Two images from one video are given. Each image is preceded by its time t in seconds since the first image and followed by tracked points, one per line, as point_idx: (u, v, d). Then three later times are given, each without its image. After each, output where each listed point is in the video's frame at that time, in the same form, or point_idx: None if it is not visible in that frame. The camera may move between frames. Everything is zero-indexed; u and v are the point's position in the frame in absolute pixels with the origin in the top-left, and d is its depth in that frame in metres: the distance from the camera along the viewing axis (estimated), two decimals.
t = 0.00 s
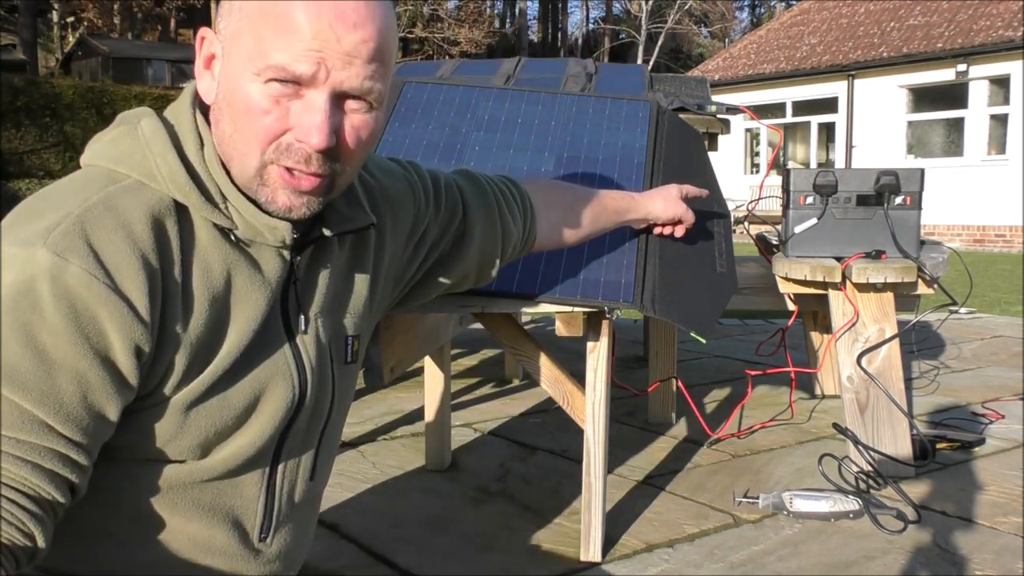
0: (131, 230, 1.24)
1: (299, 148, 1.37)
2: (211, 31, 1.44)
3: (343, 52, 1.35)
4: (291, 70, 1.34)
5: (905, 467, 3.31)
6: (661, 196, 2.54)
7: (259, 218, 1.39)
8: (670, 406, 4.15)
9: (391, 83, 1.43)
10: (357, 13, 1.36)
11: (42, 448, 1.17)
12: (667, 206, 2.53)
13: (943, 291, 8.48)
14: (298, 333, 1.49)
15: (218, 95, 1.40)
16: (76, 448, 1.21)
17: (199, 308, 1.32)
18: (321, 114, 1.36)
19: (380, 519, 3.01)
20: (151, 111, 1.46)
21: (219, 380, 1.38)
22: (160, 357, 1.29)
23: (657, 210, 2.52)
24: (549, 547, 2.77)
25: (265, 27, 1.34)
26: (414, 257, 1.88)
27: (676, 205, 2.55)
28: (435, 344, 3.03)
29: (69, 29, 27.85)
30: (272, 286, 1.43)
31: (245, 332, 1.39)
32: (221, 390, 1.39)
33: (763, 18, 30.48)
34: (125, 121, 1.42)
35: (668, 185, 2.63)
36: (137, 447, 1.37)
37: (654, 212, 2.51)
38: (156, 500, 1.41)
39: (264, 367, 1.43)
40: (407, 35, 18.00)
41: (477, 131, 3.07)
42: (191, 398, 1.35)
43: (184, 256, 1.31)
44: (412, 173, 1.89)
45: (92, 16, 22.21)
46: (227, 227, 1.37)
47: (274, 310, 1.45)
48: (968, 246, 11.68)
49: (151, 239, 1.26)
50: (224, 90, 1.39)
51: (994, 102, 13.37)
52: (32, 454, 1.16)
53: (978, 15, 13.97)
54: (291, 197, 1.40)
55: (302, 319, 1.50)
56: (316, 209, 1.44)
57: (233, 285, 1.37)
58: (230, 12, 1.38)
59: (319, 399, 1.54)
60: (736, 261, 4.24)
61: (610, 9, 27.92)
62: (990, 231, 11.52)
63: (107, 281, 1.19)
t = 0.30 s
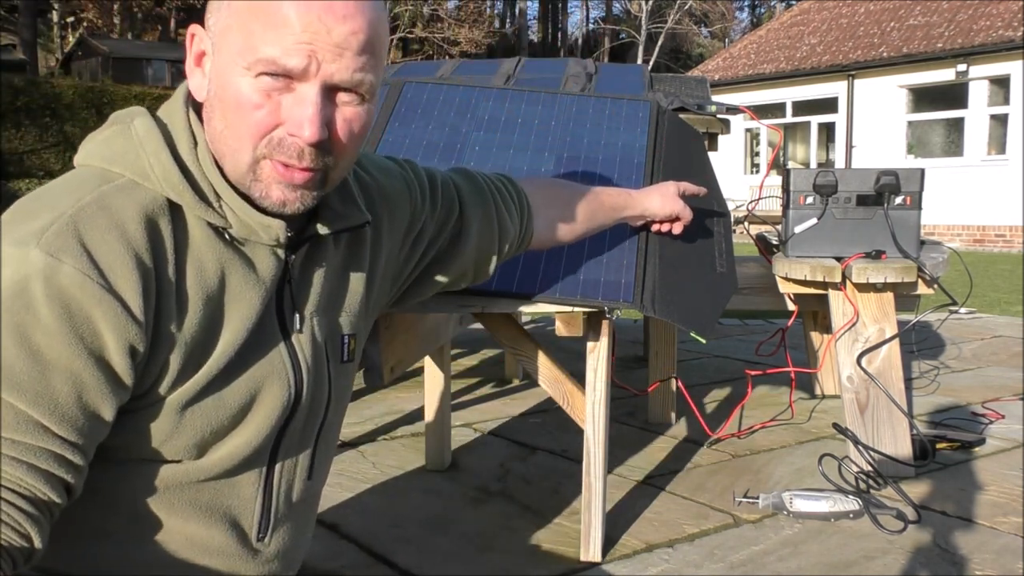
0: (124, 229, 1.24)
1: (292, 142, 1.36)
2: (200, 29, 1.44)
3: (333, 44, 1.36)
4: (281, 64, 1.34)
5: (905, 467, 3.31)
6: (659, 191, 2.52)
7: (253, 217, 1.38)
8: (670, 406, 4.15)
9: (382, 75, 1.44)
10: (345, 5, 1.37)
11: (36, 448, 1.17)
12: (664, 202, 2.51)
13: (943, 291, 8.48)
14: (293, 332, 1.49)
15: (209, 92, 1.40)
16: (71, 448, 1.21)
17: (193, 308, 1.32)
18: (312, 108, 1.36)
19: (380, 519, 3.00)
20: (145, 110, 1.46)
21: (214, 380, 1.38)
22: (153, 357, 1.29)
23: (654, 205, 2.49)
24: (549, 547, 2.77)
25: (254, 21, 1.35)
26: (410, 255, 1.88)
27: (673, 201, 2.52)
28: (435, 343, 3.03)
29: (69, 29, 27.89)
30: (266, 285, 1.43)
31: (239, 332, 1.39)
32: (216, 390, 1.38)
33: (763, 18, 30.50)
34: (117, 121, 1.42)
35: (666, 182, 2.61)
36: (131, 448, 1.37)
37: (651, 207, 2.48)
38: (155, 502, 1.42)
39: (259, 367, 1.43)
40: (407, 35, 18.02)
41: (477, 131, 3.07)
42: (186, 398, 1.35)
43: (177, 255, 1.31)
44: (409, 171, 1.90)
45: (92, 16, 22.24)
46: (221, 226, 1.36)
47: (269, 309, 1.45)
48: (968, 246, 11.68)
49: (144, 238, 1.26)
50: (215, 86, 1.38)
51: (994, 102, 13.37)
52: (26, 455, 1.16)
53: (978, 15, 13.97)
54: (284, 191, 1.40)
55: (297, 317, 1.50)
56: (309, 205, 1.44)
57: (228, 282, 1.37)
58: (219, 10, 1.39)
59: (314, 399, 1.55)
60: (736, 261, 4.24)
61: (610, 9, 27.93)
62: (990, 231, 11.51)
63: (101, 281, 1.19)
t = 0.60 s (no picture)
0: (94, 218, 1.29)
1: (306, 108, 1.42)
2: None
3: (357, 18, 1.44)
4: (307, 31, 1.41)
5: (905, 467, 3.31)
6: (651, 187, 2.40)
7: (229, 203, 1.42)
8: (670, 406, 4.15)
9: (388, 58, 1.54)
10: None
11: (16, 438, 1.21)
12: (657, 197, 2.39)
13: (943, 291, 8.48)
14: (271, 323, 1.53)
15: (218, 57, 1.44)
16: (52, 439, 1.25)
17: (168, 296, 1.36)
18: (329, 77, 1.43)
19: (379, 519, 3.01)
20: (118, 99, 1.50)
21: (192, 372, 1.41)
22: (129, 346, 1.33)
23: (647, 200, 2.37)
24: (549, 547, 2.77)
25: None
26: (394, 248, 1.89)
27: (668, 197, 2.41)
28: (436, 343, 3.03)
29: (69, 29, 27.89)
30: (243, 271, 1.47)
31: (216, 320, 1.43)
32: (195, 381, 1.42)
33: (763, 18, 30.49)
34: (90, 110, 1.46)
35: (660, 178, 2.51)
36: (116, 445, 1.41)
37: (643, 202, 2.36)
38: (140, 500, 1.44)
39: (239, 359, 1.48)
40: (407, 35, 18.00)
41: (477, 132, 3.07)
42: (166, 390, 1.39)
43: (150, 245, 1.35)
44: (395, 164, 1.91)
45: (92, 16, 22.23)
46: (194, 212, 1.41)
47: (249, 302, 1.51)
48: (968, 247, 11.66)
49: (115, 226, 1.31)
50: (227, 50, 1.43)
51: (994, 102, 13.37)
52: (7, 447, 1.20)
53: (978, 14, 13.97)
54: (288, 160, 1.45)
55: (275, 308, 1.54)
56: (306, 180, 1.49)
57: (204, 270, 1.42)
58: None
59: (298, 391, 1.58)
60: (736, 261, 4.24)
61: (610, 9, 27.93)
62: (990, 231, 11.49)
63: (72, 268, 1.23)
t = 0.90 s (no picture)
0: (53, 215, 1.25)
1: (272, 102, 1.38)
2: None
3: (323, 8, 1.39)
4: (270, 24, 1.35)
5: (905, 467, 3.31)
6: (638, 179, 2.37)
7: (193, 198, 1.39)
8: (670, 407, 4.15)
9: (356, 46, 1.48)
10: None
11: None
12: (643, 187, 2.35)
13: (943, 291, 8.47)
14: (245, 317, 1.50)
15: (180, 51, 1.39)
16: (25, 439, 1.23)
17: (134, 293, 1.33)
18: (296, 69, 1.38)
19: (378, 519, 3.00)
20: (80, 97, 1.45)
21: (162, 369, 1.38)
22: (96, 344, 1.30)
23: (633, 191, 2.33)
24: (549, 547, 2.77)
25: None
26: (372, 242, 1.86)
27: (654, 187, 2.37)
28: (436, 342, 3.03)
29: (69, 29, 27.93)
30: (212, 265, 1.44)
31: (185, 316, 1.39)
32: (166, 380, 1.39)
33: (762, 18, 30.50)
34: (50, 109, 1.41)
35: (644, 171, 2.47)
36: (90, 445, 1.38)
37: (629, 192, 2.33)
38: (118, 500, 1.42)
39: (210, 355, 1.44)
40: (408, 35, 18.03)
41: (477, 132, 3.07)
42: (136, 389, 1.36)
43: (114, 240, 1.31)
44: (370, 156, 1.89)
45: (92, 17, 22.27)
46: (158, 208, 1.36)
47: (220, 295, 1.46)
48: (968, 247, 11.67)
49: (76, 223, 1.27)
50: (189, 43, 1.38)
51: (994, 102, 13.38)
52: None
53: (978, 15, 13.97)
54: (256, 154, 1.40)
55: (247, 303, 1.51)
56: (276, 172, 1.44)
57: (171, 265, 1.38)
58: None
59: (275, 385, 1.55)
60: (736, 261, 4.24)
61: (610, 9, 27.95)
62: (990, 231, 11.50)
63: (32, 267, 1.20)
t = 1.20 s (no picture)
0: (9, 217, 1.24)
1: (235, 97, 1.39)
2: None
3: (282, 3, 1.42)
4: (230, 18, 1.37)
5: (905, 467, 3.31)
6: (628, 173, 2.32)
7: (152, 195, 1.39)
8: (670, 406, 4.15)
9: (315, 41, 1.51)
10: None
11: None
12: (630, 181, 2.30)
13: (943, 291, 8.48)
14: (213, 314, 1.50)
15: (140, 47, 1.39)
16: None
17: (95, 292, 1.33)
18: (257, 63, 1.41)
19: (377, 519, 3.00)
20: (37, 96, 1.44)
21: (126, 368, 1.38)
22: (57, 344, 1.30)
23: (621, 186, 2.29)
24: (549, 547, 2.77)
25: None
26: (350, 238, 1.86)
27: (644, 181, 2.31)
28: (436, 342, 3.03)
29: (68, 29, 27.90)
30: (174, 263, 1.44)
31: (147, 314, 1.39)
32: (132, 379, 1.39)
33: (762, 18, 30.51)
34: (6, 109, 1.40)
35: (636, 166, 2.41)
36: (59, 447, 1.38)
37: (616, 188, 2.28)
38: (92, 503, 1.42)
39: (176, 353, 1.44)
40: (408, 35, 18.01)
41: (477, 132, 3.07)
42: (100, 390, 1.36)
43: (74, 239, 1.31)
44: (341, 150, 1.89)
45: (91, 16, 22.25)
46: (118, 206, 1.36)
47: (185, 293, 1.46)
48: (968, 247, 11.66)
49: (33, 224, 1.26)
50: (149, 39, 1.38)
51: (994, 102, 13.38)
52: None
53: (978, 15, 13.97)
54: (221, 149, 1.41)
55: (214, 299, 1.50)
56: (241, 168, 1.45)
57: (133, 264, 1.38)
58: None
59: (247, 382, 1.55)
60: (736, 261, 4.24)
61: (610, 9, 27.96)
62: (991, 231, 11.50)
63: None
